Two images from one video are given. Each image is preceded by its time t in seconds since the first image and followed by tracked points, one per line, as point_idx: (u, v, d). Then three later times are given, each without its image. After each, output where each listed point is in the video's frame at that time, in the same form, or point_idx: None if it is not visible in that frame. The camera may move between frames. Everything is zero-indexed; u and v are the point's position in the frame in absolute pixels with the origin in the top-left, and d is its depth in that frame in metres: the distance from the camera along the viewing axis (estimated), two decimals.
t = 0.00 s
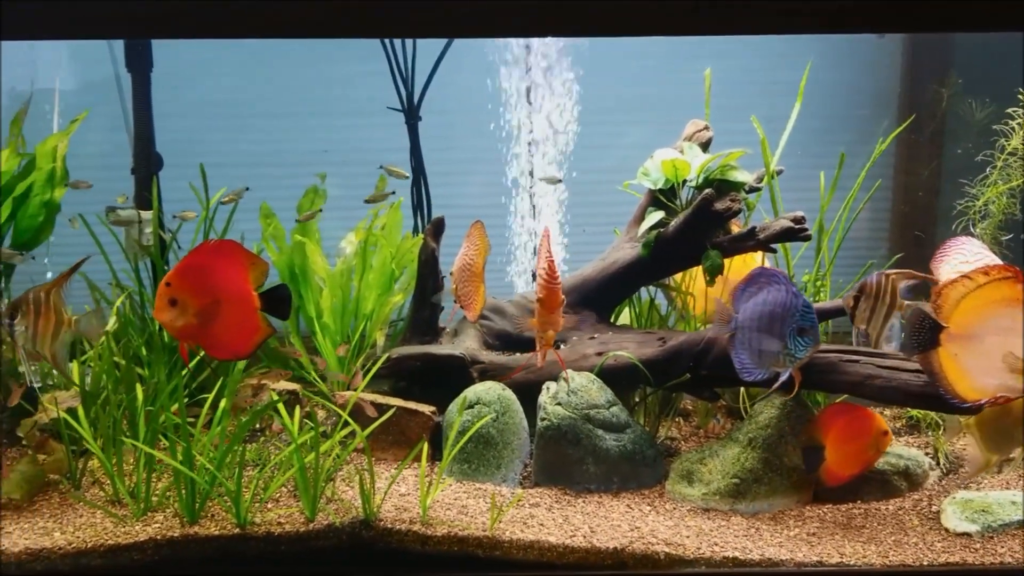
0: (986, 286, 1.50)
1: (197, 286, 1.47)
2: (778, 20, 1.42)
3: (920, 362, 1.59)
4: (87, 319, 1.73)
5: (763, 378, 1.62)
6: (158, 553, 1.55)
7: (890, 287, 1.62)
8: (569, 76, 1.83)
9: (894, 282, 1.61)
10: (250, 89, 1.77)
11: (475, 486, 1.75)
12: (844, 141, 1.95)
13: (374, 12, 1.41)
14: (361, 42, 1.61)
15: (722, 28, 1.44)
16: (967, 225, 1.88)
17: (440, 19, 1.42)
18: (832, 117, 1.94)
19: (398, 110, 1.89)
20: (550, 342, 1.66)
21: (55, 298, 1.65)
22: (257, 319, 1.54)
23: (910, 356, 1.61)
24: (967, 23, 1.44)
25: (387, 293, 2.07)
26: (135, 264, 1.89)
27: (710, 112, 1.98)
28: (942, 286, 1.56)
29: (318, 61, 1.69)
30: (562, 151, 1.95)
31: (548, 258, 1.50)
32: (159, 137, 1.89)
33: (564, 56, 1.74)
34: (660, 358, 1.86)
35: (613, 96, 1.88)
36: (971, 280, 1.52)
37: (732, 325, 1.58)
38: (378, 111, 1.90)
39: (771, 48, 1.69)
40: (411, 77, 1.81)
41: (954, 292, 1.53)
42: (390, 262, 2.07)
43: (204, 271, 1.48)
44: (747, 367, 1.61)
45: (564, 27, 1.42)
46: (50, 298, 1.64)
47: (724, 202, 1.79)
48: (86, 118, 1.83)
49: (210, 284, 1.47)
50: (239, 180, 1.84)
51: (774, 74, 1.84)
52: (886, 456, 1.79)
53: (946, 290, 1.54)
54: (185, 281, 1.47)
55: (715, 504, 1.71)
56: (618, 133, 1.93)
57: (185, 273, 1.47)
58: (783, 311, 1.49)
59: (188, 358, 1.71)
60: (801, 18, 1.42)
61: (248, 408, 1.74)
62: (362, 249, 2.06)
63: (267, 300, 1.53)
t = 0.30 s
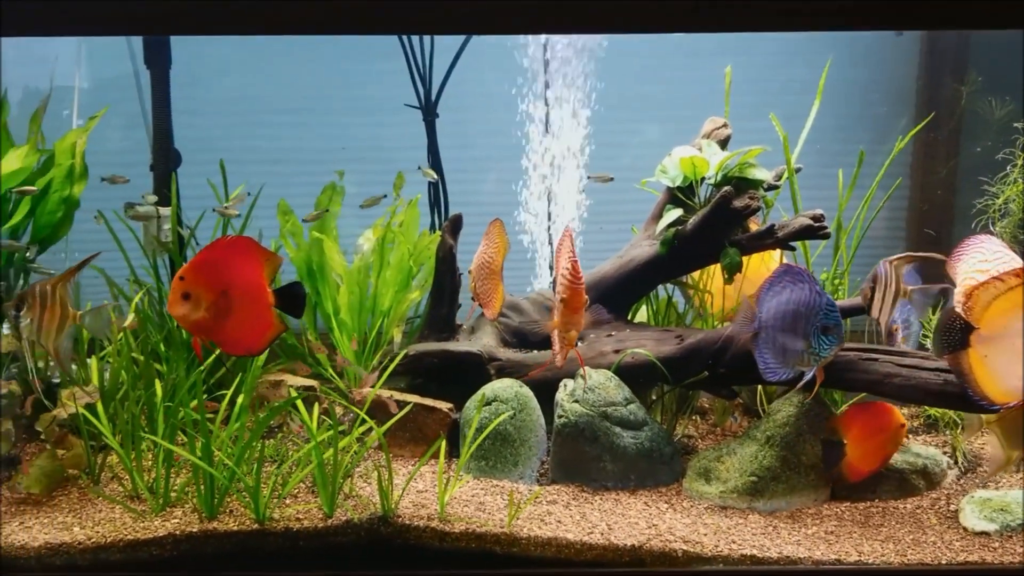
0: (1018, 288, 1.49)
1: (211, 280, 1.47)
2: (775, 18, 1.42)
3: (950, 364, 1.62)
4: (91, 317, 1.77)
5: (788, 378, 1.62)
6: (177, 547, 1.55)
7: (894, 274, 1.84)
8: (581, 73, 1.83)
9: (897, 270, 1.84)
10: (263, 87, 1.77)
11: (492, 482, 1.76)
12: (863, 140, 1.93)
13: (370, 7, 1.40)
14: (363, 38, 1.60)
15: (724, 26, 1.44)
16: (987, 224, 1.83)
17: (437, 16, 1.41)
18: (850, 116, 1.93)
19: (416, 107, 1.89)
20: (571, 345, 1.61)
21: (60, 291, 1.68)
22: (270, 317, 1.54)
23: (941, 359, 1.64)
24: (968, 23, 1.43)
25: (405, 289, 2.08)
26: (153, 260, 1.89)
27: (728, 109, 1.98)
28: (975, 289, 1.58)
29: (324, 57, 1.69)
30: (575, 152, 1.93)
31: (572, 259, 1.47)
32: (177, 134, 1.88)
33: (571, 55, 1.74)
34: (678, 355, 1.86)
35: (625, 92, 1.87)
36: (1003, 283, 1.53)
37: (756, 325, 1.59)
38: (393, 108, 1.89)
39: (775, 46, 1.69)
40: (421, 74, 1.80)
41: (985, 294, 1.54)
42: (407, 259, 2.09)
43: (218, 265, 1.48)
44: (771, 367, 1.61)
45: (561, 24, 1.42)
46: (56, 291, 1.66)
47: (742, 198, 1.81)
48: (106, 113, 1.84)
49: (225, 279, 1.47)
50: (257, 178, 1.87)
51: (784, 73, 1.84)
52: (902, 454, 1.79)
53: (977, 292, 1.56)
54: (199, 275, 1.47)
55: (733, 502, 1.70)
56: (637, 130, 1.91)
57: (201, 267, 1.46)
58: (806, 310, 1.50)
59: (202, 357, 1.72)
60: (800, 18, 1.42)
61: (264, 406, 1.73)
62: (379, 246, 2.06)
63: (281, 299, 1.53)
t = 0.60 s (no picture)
0: None
1: (217, 274, 1.46)
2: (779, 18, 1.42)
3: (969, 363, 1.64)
4: (88, 313, 1.79)
5: (799, 376, 1.62)
6: (187, 543, 1.55)
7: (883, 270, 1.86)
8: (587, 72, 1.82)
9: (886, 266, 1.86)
10: (270, 84, 1.77)
11: (501, 480, 1.76)
12: (872, 138, 1.94)
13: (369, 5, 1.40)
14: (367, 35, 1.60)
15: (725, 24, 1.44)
16: (996, 222, 1.81)
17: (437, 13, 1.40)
18: (862, 113, 1.94)
19: (423, 104, 1.89)
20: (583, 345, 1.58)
21: (59, 288, 1.70)
22: (277, 312, 1.54)
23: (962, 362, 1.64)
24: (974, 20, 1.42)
25: (412, 287, 2.08)
26: (162, 257, 1.91)
27: (737, 107, 1.99)
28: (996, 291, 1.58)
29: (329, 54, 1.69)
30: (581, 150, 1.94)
31: (585, 258, 1.43)
32: (186, 131, 1.87)
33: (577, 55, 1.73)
34: (687, 353, 1.85)
35: (632, 91, 1.87)
36: None
37: (768, 323, 1.59)
38: (399, 105, 1.90)
39: (780, 43, 1.68)
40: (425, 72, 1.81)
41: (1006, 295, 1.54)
42: (415, 257, 2.07)
43: (223, 259, 1.47)
44: (782, 364, 1.62)
45: (561, 19, 1.40)
46: (53, 288, 1.68)
47: (751, 197, 1.80)
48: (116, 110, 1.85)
49: (230, 273, 1.47)
50: (265, 174, 1.86)
51: (789, 71, 1.84)
52: (910, 453, 1.80)
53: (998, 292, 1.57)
54: (204, 269, 1.47)
55: (741, 500, 1.70)
56: (646, 128, 1.92)
57: (206, 262, 1.46)
58: (817, 308, 1.50)
59: (207, 351, 1.75)
60: (806, 15, 1.41)
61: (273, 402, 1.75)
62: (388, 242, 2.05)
63: (288, 294, 1.52)
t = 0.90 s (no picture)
0: None
1: (219, 271, 1.41)
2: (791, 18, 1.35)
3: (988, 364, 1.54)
4: (85, 309, 1.78)
5: (808, 377, 1.62)
6: (193, 541, 1.54)
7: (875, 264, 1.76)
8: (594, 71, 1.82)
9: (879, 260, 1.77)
10: (279, 81, 1.78)
11: (507, 479, 1.76)
12: (878, 137, 1.95)
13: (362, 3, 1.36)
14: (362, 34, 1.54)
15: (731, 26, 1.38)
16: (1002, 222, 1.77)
17: (435, 12, 1.36)
18: (866, 112, 1.95)
19: (429, 104, 1.95)
20: (594, 348, 1.48)
21: (54, 286, 1.68)
22: (280, 309, 1.48)
23: (980, 361, 1.57)
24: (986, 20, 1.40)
25: (418, 286, 2.07)
26: (167, 254, 1.98)
27: (742, 107, 2.00)
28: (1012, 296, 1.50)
29: (328, 54, 1.65)
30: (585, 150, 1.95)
31: (596, 258, 1.35)
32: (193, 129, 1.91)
33: (584, 53, 1.71)
34: (692, 351, 1.85)
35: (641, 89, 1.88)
36: None
37: (776, 324, 1.60)
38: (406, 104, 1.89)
39: (791, 43, 1.66)
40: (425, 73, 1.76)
41: None
42: (421, 255, 2.07)
43: (226, 255, 1.42)
44: (791, 365, 1.61)
45: (561, 19, 1.36)
46: (49, 286, 1.67)
47: (757, 196, 1.79)
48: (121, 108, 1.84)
49: (232, 271, 1.42)
50: (272, 174, 1.88)
51: (798, 70, 1.84)
52: (916, 452, 1.81)
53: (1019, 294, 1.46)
54: (207, 266, 1.42)
55: (746, 499, 1.71)
56: (648, 127, 1.94)
57: (207, 257, 1.41)
58: (826, 308, 1.49)
59: (206, 348, 1.71)
60: (825, 17, 1.36)
61: (279, 401, 1.77)
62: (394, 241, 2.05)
63: (290, 291, 1.47)
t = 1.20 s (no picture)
0: None
1: (223, 269, 1.41)
2: (791, 19, 1.36)
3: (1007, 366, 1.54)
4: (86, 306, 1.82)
5: (818, 378, 1.62)
6: (202, 539, 1.55)
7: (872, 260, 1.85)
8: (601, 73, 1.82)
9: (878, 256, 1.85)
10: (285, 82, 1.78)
11: (514, 478, 1.76)
12: (887, 138, 1.94)
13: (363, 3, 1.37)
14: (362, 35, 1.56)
15: (732, 27, 1.39)
16: (1011, 224, 1.77)
17: (435, 13, 1.37)
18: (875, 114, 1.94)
19: (437, 104, 1.91)
20: (607, 351, 1.51)
21: (56, 286, 1.74)
22: (287, 308, 1.47)
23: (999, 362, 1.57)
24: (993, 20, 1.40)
25: (426, 286, 2.08)
26: (178, 254, 1.92)
27: (752, 107, 2.00)
28: None
29: (333, 54, 1.66)
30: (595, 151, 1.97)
31: (608, 260, 1.37)
32: (202, 128, 1.89)
33: (588, 54, 1.72)
34: (701, 352, 1.85)
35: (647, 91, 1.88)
36: None
37: (784, 325, 1.60)
38: (413, 105, 1.90)
39: (798, 44, 1.66)
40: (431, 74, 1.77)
41: None
42: (429, 255, 2.08)
43: (231, 253, 1.41)
44: (801, 367, 1.60)
45: (566, 19, 1.36)
46: (51, 285, 1.73)
47: (766, 197, 1.79)
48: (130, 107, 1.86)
49: (237, 269, 1.41)
50: (281, 173, 1.87)
51: (804, 72, 1.84)
52: (925, 454, 1.80)
53: None
54: (212, 263, 1.41)
55: (754, 500, 1.70)
56: (657, 128, 1.94)
57: (212, 254, 1.41)
58: (836, 309, 1.49)
59: (213, 343, 1.70)
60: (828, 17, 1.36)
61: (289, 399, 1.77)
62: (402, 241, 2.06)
63: (298, 288, 1.46)
